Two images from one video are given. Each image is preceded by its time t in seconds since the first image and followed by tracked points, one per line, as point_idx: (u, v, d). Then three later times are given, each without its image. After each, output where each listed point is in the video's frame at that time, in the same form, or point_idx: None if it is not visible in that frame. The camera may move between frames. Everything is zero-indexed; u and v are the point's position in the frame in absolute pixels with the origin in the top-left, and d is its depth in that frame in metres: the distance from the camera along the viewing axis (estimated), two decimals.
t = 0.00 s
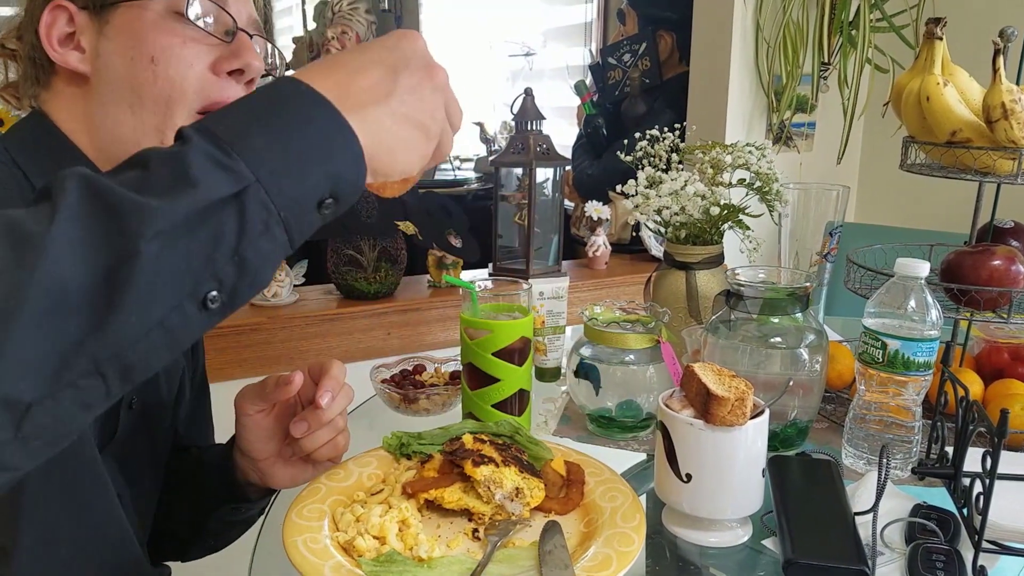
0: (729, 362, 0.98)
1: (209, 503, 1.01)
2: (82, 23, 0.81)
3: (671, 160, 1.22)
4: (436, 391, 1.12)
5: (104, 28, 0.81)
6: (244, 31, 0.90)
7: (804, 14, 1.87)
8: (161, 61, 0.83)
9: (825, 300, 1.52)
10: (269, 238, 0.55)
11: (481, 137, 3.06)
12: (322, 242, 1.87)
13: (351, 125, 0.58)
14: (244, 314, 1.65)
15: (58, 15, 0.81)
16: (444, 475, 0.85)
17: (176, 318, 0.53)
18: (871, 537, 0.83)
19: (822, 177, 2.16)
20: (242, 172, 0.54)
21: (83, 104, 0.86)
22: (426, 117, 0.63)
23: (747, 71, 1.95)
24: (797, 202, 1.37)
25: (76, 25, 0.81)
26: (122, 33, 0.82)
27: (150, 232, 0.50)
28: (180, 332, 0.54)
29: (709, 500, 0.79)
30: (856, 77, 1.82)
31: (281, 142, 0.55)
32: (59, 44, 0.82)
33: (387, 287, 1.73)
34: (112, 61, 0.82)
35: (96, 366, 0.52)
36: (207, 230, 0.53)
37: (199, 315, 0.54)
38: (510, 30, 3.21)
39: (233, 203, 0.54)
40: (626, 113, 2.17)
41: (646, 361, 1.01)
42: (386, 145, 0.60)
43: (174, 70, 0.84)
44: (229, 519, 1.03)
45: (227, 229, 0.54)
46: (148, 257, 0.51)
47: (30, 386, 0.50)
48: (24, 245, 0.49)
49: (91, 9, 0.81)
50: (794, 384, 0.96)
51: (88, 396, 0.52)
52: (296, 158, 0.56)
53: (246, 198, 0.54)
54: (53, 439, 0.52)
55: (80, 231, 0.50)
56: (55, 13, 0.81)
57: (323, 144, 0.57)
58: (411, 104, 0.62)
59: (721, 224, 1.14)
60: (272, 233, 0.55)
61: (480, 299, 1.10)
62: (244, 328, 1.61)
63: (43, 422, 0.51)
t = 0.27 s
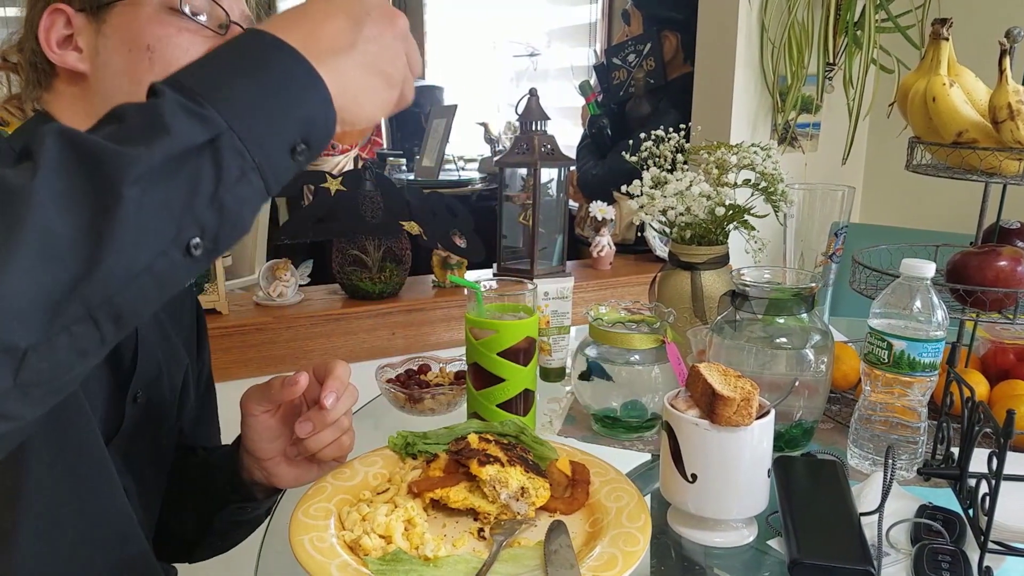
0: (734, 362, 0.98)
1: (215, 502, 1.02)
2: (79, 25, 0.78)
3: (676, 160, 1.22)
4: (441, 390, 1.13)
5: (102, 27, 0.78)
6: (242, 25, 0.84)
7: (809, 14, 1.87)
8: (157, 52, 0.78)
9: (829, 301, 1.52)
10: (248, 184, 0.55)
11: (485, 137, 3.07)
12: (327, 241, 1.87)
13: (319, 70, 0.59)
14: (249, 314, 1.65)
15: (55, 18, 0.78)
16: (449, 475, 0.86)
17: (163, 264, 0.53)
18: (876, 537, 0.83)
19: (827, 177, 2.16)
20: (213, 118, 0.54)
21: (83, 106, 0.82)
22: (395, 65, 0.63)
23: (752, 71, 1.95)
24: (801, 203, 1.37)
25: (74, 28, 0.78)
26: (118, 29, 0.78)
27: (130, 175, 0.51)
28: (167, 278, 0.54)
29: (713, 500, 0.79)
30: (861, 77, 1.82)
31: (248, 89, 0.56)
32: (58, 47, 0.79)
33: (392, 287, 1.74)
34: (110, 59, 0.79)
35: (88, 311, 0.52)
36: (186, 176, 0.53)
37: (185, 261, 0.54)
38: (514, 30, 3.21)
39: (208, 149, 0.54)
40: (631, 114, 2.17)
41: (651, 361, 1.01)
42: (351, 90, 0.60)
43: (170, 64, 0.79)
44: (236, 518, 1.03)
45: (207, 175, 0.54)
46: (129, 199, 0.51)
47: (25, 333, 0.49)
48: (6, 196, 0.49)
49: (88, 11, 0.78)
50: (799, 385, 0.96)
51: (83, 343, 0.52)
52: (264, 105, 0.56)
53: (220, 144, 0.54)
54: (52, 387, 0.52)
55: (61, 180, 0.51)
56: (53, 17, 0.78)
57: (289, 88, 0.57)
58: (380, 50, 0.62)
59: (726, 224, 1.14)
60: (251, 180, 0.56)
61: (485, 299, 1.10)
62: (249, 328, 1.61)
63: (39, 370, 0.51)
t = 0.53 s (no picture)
0: (736, 363, 0.99)
1: (219, 504, 1.02)
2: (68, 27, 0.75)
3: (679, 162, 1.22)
4: (443, 391, 1.13)
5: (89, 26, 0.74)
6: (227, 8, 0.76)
7: (813, 15, 1.87)
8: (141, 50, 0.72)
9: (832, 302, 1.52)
10: (212, 91, 0.61)
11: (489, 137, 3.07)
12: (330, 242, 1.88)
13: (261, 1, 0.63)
14: (253, 315, 1.66)
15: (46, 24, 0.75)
16: (451, 476, 0.86)
17: (144, 166, 0.58)
18: (877, 539, 0.83)
19: (831, 178, 2.15)
20: (168, 36, 0.59)
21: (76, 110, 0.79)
22: None
23: (755, 72, 1.95)
24: (804, 204, 1.37)
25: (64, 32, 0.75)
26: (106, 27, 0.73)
27: (105, 85, 0.55)
28: (150, 180, 0.58)
29: (715, 501, 0.80)
30: (865, 78, 1.82)
31: (193, 16, 0.61)
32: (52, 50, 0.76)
33: (396, 288, 1.75)
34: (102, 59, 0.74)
35: (86, 208, 0.55)
36: (155, 86, 0.58)
37: (165, 165, 0.59)
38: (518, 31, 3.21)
39: (170, 61, 0.59)
40: (635, 114, 2.14)
41: (654, 362, 1.01)
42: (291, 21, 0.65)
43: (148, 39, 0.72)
44: (239, 521, 1.03)
45: (173, 86, 0.59)
46: (108, 102, 0.56)
47: (30, 227, 0.52)
48: None
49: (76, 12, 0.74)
50: (801, 386, 0.96)
51: (82, 242, 0.55)
52: (212, 24, 0.61)
53: (179, 58, 0.59)
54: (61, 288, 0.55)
55: (42, 99, 0.54)
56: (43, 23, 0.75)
57: (236, 10, 0.62)
58: None
59: (727, 225, 1.15)
60: (213, 91, 0.61)
61: (487, 300, 1.10)
62: (253, 328, 1.62)
63: (47, 268, 0.54)
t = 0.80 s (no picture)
0: (725, 365, 1.00)
1: (215, 504, 1.03)
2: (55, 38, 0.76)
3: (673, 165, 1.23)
4: (437, 392, 1.14)
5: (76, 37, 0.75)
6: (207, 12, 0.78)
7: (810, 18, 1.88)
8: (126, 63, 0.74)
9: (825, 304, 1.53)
10: (176, 87, 0.67)
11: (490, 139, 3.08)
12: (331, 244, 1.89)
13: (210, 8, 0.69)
14: (253, 316, 1.67)
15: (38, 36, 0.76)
16: (441, 476, 0.87)
17: (120, 148, 0.63)
18: (861, 540, 0.84)
19: (829, 180, 2.16)
20: (133, 38, 0.64)
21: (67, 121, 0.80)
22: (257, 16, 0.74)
23: (753, 74, 1.96)
24: (798, 207, 1.38)
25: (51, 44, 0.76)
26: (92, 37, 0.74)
27: (85, 76, 0.61)
28: (125, 161, 0.64)
29: (700, 503, 0.81)
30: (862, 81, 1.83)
31: (154, 20, 0.66)
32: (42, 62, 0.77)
33: (394, 290, 1.77)
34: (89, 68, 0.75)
35: (73, 179, 0.61)
36: (126, 77, 0.64)
37: (139, 150, 0.65)
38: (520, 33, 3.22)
39: (137, 59, 0.64)
40: (633, 117, 2.15)
41: (644, 364, 1.02)
42: (235, 30, 0.71)
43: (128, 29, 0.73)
44: (234, 520, 1.04)
45: (142, 79, 0.65)
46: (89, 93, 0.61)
47: (24, 189, 0.58)
48: None
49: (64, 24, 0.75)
50: (788, 388, 0.97)
51: (68, 208, 0.61)
52: (172, 27, 0.66)
53: (146, 56, 0.65)
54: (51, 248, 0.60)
55: (32, 80, 0.60)
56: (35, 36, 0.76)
57: (192, 17, 0.67)
58: None
59: (721, 229, 1.15)
60: (178, 87, 0.67)
61: (481, 303, 1.11)
62: (253, 330, 1.64)
63: (37, 229, 0.59)
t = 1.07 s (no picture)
0: (721, 368, 1.01)
1: (218, 501, 1.05)
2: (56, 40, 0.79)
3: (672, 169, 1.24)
4: (436, 392, 1.16)
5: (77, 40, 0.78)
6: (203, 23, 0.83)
7: (813, 20, 1.88)
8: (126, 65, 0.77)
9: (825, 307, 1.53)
10: (172, 85, 0.70)
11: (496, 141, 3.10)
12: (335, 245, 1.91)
13: (204, 18, 0.72)
14: (259, 316, 1.70)
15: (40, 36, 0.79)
16: (437, 475, 0.89)
17: (119, 137, 0.67)
18: (852, 542, 0.85)
19: (832, 183, 2.17)
20: (133, 41, 0.68)
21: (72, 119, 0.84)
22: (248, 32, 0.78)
23: (756, 78, 1.97)
24: (797, 211, 1.39)
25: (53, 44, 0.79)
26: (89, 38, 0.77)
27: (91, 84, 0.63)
28: (124, 150, 0.67)
29: (692, 503, 0.82)
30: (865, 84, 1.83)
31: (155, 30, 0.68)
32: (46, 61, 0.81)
33: (397, 291, 1.78)
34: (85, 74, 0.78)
35: (76, 162, 0.64)
36: (126, 75, 0.67)
37: (137, 142, 0.68)
38: (527, 36, 3.23)
39: (136, 59, 0.68)
40: (637, 119, 2.15)
41: (640, 366, 1.03)
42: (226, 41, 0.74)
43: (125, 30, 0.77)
44: (236, 517, 1.06)
45: (141, 78, 0.68)
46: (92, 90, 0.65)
47: (31, 169, 0.61)
48: None
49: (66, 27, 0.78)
50: (782, 390, 0.98)
51: (70, 189, 0.64)
52: (170, 32, 0.70)
53: (145, 57, 0.68)
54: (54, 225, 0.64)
55: (39, 74, 0.63)
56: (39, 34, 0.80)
57: (186, 23, 0.71)
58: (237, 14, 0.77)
59: (719, 232, 1.16)
60: (173, 87, 0.70)
61: (479, 305, 1.13)
62: (258, 329, 1.66)
63: (41, 207, 0.62)
